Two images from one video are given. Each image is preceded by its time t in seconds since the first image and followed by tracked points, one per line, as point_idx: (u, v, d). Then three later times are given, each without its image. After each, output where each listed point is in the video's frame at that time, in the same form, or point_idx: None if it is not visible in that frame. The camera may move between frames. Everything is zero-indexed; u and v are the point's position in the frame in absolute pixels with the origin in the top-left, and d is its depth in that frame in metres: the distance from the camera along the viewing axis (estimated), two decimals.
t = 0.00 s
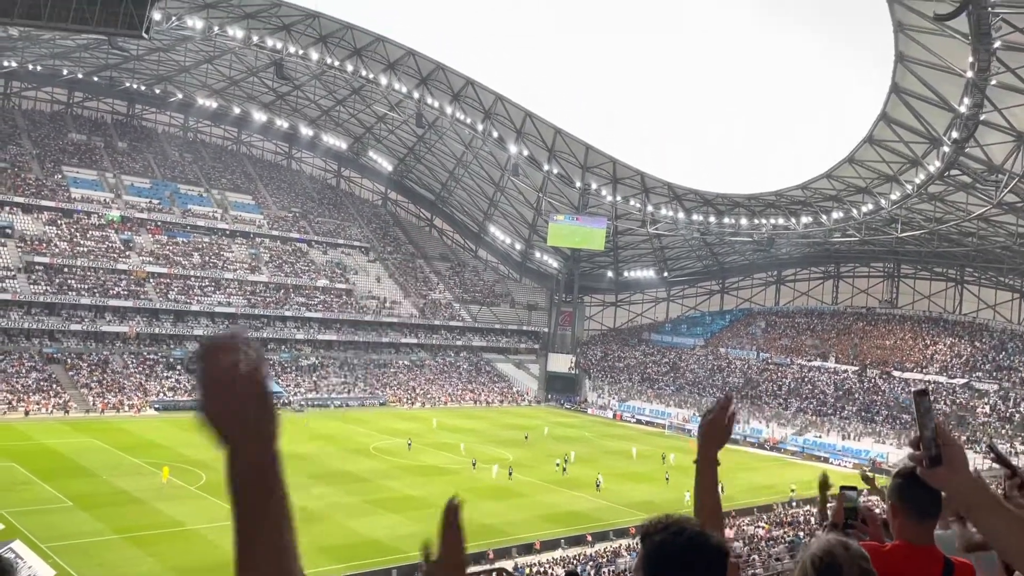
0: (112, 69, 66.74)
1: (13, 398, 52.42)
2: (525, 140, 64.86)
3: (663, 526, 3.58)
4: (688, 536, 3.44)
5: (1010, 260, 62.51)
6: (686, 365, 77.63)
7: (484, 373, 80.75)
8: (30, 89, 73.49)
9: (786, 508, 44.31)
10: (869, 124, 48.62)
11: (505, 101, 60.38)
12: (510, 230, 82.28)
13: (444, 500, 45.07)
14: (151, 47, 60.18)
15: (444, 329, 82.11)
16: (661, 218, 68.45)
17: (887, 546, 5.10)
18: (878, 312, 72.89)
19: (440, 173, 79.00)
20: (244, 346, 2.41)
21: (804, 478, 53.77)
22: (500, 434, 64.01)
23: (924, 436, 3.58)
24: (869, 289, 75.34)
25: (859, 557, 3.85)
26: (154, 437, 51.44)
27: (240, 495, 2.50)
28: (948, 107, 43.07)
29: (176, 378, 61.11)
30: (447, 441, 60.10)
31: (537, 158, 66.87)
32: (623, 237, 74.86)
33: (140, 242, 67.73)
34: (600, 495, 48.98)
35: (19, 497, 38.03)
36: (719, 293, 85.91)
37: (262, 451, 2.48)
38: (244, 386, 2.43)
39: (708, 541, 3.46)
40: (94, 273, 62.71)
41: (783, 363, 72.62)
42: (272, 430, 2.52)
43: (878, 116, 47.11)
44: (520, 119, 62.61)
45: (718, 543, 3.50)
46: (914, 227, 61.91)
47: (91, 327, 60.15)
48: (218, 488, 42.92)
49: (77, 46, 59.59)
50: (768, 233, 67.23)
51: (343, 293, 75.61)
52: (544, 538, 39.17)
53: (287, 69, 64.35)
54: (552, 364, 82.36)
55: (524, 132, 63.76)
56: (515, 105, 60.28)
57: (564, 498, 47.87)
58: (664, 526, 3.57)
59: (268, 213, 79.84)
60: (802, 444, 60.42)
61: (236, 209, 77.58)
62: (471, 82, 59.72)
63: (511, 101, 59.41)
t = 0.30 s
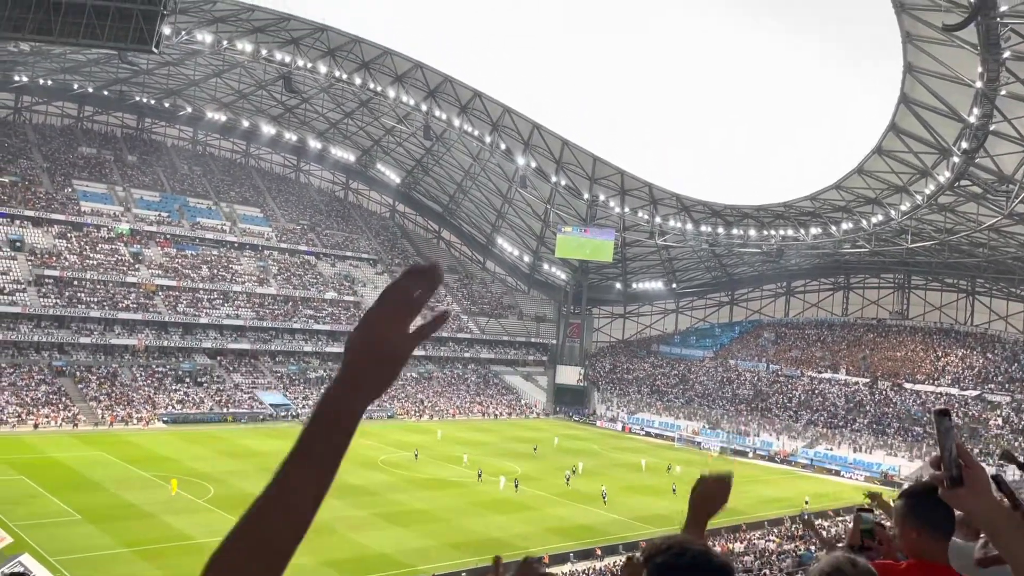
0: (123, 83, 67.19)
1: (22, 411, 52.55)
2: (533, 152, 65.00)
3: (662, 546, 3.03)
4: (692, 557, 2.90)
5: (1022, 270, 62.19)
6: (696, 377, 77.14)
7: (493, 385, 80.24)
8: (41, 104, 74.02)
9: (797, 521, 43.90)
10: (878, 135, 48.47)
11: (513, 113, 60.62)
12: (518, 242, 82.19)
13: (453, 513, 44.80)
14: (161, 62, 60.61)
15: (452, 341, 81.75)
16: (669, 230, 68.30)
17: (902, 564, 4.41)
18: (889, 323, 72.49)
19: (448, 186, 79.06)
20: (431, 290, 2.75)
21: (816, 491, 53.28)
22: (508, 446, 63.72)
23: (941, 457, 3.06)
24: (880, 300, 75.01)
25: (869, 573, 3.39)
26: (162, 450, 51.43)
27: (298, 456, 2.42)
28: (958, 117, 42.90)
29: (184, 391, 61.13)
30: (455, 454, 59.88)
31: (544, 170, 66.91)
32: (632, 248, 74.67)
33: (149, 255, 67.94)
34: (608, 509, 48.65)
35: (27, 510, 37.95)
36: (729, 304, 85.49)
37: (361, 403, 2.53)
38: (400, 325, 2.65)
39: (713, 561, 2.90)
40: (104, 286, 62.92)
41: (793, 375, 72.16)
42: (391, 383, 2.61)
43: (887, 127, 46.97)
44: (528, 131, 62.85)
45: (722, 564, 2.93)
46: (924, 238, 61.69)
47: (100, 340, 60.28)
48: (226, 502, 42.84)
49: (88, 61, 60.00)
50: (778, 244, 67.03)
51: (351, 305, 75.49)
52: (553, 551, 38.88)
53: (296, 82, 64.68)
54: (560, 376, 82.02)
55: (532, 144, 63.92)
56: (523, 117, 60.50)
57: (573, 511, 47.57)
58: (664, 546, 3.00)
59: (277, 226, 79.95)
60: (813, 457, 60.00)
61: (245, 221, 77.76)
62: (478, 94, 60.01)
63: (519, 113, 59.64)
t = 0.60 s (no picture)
0: (141, 98, 67.85)
1: (41, 423, 53.00)
2: (547, 164, 65.13)
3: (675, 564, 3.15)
4: None
5: None
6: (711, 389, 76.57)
7: (507, 396, 79.60)
8: (61, 118, 74.90)
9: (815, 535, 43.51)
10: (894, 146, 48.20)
11: (527, 125, 60.90)
12: (533, 254, 82.21)
13: (468, 525, 44.75)
14: (179, 76, 61.22)
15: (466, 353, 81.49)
16: (684, 241, 68.13)
17: None
18: (906, 334, 71.91)
19: (463, 198, 79.34)
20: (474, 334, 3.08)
21: (833, 504, 52.80)
22: (523, 459, 63.60)
23: (976, 472, 3.88)
24: (897, 311, 74.43)
25: None
26: (179, 462, 51.75)
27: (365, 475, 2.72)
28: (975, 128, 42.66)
29: (200, 403, 61.46)
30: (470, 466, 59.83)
31: (558, 182, 66.99)
32: (646, 260, 74.53)
33: (166, 267, 68.47)
34: (623, 521, 48.43)
35: (46, 522, 38.25)
36: (744, 315, 85.01)
37: (419, 432, 2.82)
38: (451, 369, 2.97)
39: None
40: (122, 299, 63.39)
41: (809, 387, 71.48)
42: (441, 425, 2.91)
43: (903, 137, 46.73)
44: (541, 143, 63.08)
45: None
46: (941, 249, 61.30)
47: (118, 351, 60.71)
48: (242, 513, 43.01)
49: (107, 75, 60.66)
50: (793, 255, 66.67)
51: (366, 317, 75.61)
52: (569, 564, 38.75)
53: (312, 96, 65.18)
54: (575, 388, 81.94)
55: (546, 156, 64.11)
56: (537, 129, 60.74)
57: (588, 523, 47.40)
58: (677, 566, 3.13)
59: (292, 238, 80.28)
60: (830, 470, 59.56)
61: (261, 234, 78.15)
62: (492, 106, 60.33)
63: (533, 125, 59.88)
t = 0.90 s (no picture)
0: (168, 112, 68.70)
1: (69, 433, 53.66)
2: (568, 175, 65.19)
3: None
4: None
5: None
6: (735, 401, 75.82)
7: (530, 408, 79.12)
8: (90, 133, 76.11)
9: (841, 549, 42.85)
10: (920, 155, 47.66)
11: (549, 136, 61.05)
12: (554, 264, 82.13)
13: (489, 536, 44.59)
14: (205, 90, 61.96)
15: (488, 364, 81.21)
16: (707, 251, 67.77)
17: None
18: (934, 346, 71.03)
19: (484, 209, 79.61)
20: (524, 397, 3.06)
21: (860, 518, 52.03)
22: (545, 470, 63.33)
23: (1007, 485, 3.48)
24: (924, 323, 73.53)
25: None
26: (203, 471, 52.16)
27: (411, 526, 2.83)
28: (1003, 136, 42.15)
29: (225, 414, 61.88)
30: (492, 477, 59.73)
31: (581, 194, 66.99)
32: (669, 270, 74.18)
33: (192, 279, 69.16)
34: (645, 534, 48.01)
35: (72, 531, 38.63)
36: (768, 326, 84.34)
37: (465, 487, 2.86)
38: (493, 424, 2.98)
39: None
40: (148, 310, 64.11)
41: (834, 400, 70.62)
42: (485, 477, 2.94)
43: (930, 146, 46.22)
44: (563, 154, 63.20)
45: None
46: (968, 259, 60.67)
47: (144, 362, 61.30)
48: (265, 524, 43.16)
49: (134, 90, 61.71)
50: (818, 266, 66.09)
51: (388, 328, 75.81)
52: None
53: (335, 109, 65.78)
54: (597, 400, 81.33)
55: (568, 167, 64.18)
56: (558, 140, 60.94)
57: (610, 536, 47.06)
58: None
59: (316, 250, 80.81)
60: (857, 484, 58.81)
61: (285, 245, 78.73)
62: (514, 118, 60.59)
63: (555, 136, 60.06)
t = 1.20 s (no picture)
0: (205, 125, 69.88)
1: (108, 441, 54.57)
2: (600, 185, 65.19)
3: None
4: None
5: None
6: (770, 413, 75.12)
7: (561, 419, 78.85)
8: (129, 146, 77.72)
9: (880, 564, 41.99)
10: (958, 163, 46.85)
11: (580, 146, 61.19)
12: (586, 275, 82.01)
13: (521, 548, 44.43)
14: (241, 104, 62.95)
15: (519, 374, 81.08)
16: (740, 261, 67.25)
17: None
18: (974, 357, 69.60)
19: (515, 219, 79.85)
20: None
21: (899, 532, 50.97)
22: (577, 481, 63.05)
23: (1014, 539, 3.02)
24: (964, 333, 72.08)
25: None
26: (238, 480, 52.74)
27: None
28: None
29: (260, 422, 62.47)
30: (523, 488, 59.61)
31: (612, 204, 66.93)
32: (701, 280, 73.63)
33: (227, 289, 70.14)
34: (678, 547, 47.50)
35: (110, 538, 39.24)
36: (803, 337, 82.78)
37: None
38: None
39: None
40: (185, 320, 65.07)
41: (871, 411, 69.58)
42: None
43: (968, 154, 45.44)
44: (594, 164, 63.25)
45: None
46: (1010, 268, 59.44)
47: (181, 371, 62.19)
48: (298, 532, 43.47)
49: (172, 104, 62.90)
50: (854, 276, 65.18)
51: (420, 338, 76.18)
52: None
53: (368, 121, 66.52)
54: (629, 411, 79.47)
55: (599, 177, 64.20)
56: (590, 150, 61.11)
57: (642, 548, 46.66)
58: None
59: (348, 260, 81.51)
60: (895, 497, 57.52)
61: (319, 256, 79.46)
62: (545, 128, 60.84)
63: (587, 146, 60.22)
